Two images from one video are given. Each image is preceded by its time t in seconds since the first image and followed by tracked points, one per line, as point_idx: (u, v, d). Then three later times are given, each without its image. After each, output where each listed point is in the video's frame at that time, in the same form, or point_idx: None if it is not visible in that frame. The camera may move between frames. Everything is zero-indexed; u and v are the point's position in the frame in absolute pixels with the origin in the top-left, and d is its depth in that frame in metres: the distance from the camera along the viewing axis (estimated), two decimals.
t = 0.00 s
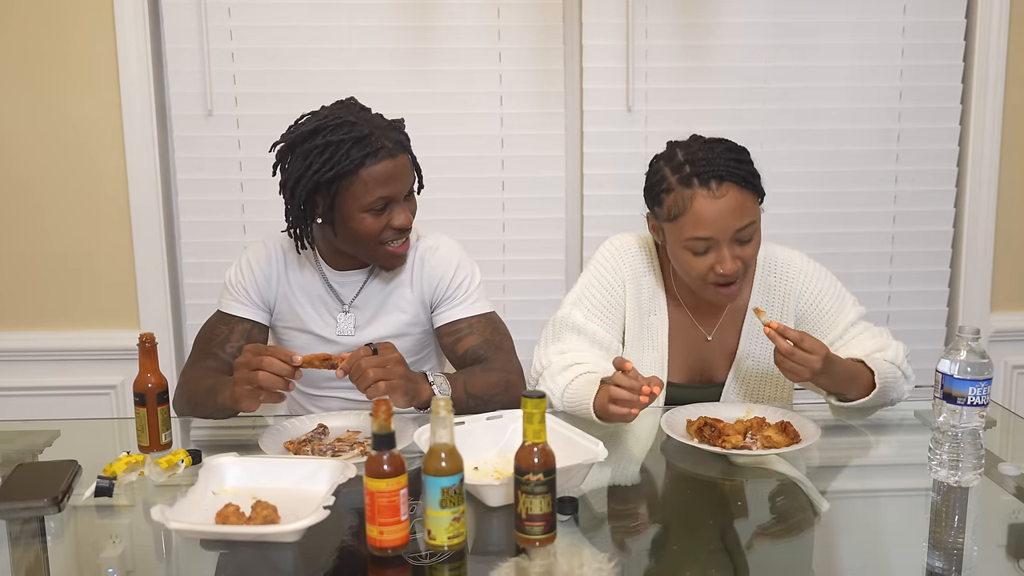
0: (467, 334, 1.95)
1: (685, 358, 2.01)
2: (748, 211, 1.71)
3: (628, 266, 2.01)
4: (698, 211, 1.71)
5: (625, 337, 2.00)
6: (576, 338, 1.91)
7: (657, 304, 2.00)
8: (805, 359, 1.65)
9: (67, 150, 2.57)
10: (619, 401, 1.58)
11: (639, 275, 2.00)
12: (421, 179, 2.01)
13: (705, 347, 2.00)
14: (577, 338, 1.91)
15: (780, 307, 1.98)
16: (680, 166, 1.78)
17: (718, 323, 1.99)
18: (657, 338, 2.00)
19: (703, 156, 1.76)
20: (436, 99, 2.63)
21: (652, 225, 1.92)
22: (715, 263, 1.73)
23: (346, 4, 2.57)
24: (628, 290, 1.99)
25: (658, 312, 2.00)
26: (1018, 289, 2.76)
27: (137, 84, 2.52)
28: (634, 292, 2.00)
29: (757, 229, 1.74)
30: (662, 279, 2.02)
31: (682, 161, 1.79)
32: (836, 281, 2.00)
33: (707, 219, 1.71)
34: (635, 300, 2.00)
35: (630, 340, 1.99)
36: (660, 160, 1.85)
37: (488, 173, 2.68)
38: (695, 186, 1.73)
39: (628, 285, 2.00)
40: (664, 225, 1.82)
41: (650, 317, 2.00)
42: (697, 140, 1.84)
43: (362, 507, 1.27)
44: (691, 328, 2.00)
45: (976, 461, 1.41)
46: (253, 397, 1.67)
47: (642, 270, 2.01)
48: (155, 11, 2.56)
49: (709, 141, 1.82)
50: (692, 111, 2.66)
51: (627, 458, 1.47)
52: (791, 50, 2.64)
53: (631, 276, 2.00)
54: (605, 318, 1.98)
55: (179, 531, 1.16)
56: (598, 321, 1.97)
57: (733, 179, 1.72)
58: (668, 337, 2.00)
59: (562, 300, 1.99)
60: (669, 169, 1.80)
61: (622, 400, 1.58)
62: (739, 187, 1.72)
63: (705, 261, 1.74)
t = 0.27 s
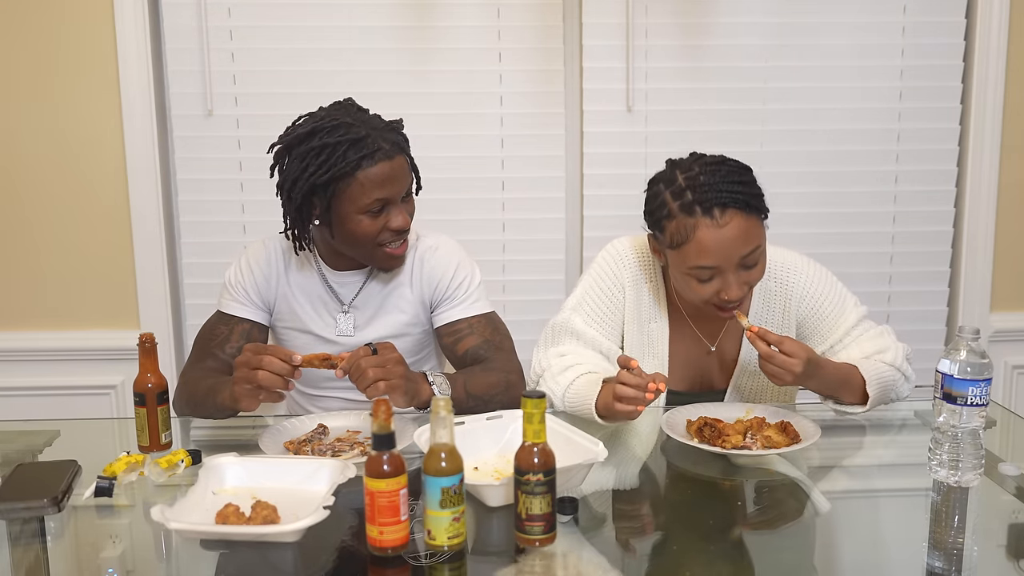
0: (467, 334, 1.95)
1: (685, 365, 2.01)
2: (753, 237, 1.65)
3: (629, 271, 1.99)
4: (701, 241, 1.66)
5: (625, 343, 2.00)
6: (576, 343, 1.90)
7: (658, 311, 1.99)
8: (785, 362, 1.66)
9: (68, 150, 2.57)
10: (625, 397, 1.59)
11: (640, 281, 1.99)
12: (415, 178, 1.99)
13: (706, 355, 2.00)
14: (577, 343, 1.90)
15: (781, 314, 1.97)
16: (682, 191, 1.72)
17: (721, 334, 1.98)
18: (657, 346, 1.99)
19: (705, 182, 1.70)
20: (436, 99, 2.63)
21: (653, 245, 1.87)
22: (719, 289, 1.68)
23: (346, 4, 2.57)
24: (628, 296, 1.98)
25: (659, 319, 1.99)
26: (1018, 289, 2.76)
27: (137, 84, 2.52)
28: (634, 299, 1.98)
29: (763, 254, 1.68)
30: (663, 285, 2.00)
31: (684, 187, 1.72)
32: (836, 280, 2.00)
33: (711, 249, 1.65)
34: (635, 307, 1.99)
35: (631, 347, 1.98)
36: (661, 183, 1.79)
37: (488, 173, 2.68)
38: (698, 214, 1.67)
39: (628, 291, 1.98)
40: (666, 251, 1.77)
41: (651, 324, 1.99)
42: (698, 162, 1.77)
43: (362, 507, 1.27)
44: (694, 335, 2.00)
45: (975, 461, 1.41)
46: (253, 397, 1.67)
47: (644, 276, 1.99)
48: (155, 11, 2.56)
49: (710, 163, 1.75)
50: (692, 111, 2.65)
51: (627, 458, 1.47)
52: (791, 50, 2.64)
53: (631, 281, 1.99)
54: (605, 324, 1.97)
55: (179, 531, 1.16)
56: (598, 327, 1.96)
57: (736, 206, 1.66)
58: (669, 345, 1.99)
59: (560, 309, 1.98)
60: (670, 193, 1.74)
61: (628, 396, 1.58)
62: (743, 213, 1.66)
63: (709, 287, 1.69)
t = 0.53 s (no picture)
0: (467, 334, 1.95)
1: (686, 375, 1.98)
2: (762, 270, 1.60)
3: (629, 280, 1.96)
4: (708, 279, 1.60)
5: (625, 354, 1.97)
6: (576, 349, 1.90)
7: (658, 322, 1.96)
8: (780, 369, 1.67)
9: (68, 150, 2.57)
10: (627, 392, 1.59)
11: (641, 291, 1.96)
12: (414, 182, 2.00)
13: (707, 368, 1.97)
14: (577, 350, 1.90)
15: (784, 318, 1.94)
16: (688, 226, 1.65)
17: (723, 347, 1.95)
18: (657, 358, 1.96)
19: (712, 217, 1.63)
20: (436, 99, 2.63)
21: (657, 269, 1.81)
22: (727, 321, 1.65)
23: (346, 4, 2.57)
24: (628, 307, 1.95)
25: (658, 330, 1.96)
26: (1018, 289, 2.76)
27: (137, 85, 2.52)
28: (632, 309, 1.95)
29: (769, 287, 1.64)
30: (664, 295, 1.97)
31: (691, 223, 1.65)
32: (834, 279, 1.99)
33: (719, 287, 1.60)
34: (634, 317, 1.95)
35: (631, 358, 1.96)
36: (665, 211, 1.72)
37: (488, 173, 2.68)
38: (706, 253, 1.61)
39: (627, 301, 1.95)
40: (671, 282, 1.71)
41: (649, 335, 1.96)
42: (706, 192, 1.69)
43: (362, 507, 1.27)
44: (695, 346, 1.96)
45: (975, 461, 1.41)
46: (253, 396, 1.67)
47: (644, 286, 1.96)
48: (155, 11, 2.56)
49: (718, 194, 1.67)
50: (692, 111, 2.65)
51: (627, 458, 1.47)
52: (791, 49, 2.64)
53: (631, 291, 1.96)
54: (604, 335, 1.95)
55: (179, 531, 1.16)
56: (597, 336, 1.94)
57: (744, 243, 1.60)
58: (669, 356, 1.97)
59: (557, 315, 1.97)
60: (674, 225, 1.68)
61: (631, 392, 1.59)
62: (751, 249, 1.60)
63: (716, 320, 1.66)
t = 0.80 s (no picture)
0: (467, 334, 1.95)
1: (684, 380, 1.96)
2: (763, 292, 1.60)
3: (628, 284, 1.96)
4: (710, 301, 1.60)
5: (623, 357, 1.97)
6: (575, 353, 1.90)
7: (657, 326, 1.95)
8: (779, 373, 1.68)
9: (68, 150, 2.57)
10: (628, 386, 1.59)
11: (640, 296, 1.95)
12: (410, 184, 2.00)
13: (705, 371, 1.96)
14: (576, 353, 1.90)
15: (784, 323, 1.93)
16: (690, 247, 1.63)
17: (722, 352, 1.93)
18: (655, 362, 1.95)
19: (713, 240, 1.61)
20: (436, 99, 2.63)
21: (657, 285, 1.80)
22: (727, 340, 1.65)
23: (346, 4, 2.57)
24: (627, 311, 1.95)
25: (657, 335, 1.95)
26: (1018, 289, 2.76)
27: (137, 85, 2.52)
28: (631, 314, 1.95)
29: (768, 311, 1.65)
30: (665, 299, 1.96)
31: (693, 244, 1.63)
32: (831, 279, 1.98)
33: (721, 309, 1.60)
34: (633, 321, 1.95)
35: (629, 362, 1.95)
36: (665, 230, 1.71)
37: (488, 173, 2.68)
38: (708, 275, 1.60)
39: (626, 305, 1.95)
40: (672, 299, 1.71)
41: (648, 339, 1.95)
42: (708, 212, 1.67)
43: (362, 507, 1.27)
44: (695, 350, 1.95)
45: (975, 461, 1.41)
46: (252, 395, 1.67)
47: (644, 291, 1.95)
48: (155, 11, 2.56)
49: (720, 214, 1.65)
50: (691, 111, 2.65)
51: (628, 459, 1.47)
52: (791, 50, 2.64)
53: (630, 295, 1.95)
54: (602, 338, 1.95)
55: (179, 532, 1.16)
56: (594, 340, 1.94)
57: (747, 266, 1.59)
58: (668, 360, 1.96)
59: (556, 319, 1.97)
60: (674, 241, 1.67)
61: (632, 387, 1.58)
62: (754, 271, 1.59)
63: (717, 338, 1.66)
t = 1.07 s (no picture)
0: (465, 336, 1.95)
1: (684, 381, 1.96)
2: (764, 307, 1.61)
3: (629, 286, 1.95)
4: (712, 318, 1.60)
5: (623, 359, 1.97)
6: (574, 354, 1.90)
7: (657, 328, 1.94)
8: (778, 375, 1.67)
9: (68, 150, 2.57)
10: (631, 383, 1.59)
11: (640, 297, 1.95)
12: (410, 186, 2.00)
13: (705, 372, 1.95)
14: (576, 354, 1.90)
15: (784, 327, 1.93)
16: (692, 264, 1.62)
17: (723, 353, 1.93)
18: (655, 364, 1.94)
19: (715, 258, 1.60)
20: (436, 99, 2.63)
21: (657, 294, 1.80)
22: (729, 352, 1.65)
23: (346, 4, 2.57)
24: (627, 313, 1.94)
25: (657, 336, 1.94)
26: (1018, 289, 2.76)
27: (137, 85, 2.52)
28: (631, 315, 1.94)
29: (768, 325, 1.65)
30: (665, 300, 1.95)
31: (693, 262, 1.62)
32: (828, 279, 1.98)
33: (722, 325, 1.60)
34: (633, 323, 1.95)
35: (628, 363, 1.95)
36: (664, 245, 1.70)
37: (488, 173, 2.68)
38: (710, 293, 1.60)
39: (626, 307, 1.94)
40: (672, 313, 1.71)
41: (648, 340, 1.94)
42: (708, 227, 1.66)
43: (362, 507, 1.27)
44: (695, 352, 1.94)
45: (975, 461, 1.41)
46: (251, 394, 1.68)
47: (643, 292, 1.94)
48: (155, 10, 2.56)
49: (721, 230, 1.64)
50: (691, 111, 2.65)
51: (628, 459, 1.47)
52: (791, 50, 2.64)
53: (630, 296, 1.95)
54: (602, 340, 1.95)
55: (179, 531, 1.16)
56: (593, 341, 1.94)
57: (749, 283, 1.59)
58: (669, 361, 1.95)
59: (555, 321, 1.97)
60: (675, 257, 1.66)
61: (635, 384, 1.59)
62: (755, 288, 1.59)
63: (719, 351, 1.66)
